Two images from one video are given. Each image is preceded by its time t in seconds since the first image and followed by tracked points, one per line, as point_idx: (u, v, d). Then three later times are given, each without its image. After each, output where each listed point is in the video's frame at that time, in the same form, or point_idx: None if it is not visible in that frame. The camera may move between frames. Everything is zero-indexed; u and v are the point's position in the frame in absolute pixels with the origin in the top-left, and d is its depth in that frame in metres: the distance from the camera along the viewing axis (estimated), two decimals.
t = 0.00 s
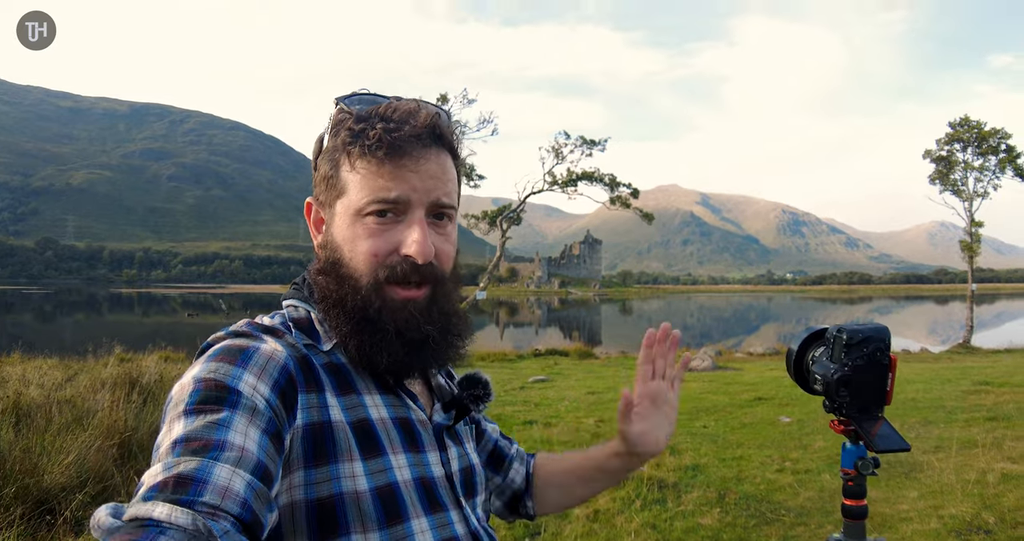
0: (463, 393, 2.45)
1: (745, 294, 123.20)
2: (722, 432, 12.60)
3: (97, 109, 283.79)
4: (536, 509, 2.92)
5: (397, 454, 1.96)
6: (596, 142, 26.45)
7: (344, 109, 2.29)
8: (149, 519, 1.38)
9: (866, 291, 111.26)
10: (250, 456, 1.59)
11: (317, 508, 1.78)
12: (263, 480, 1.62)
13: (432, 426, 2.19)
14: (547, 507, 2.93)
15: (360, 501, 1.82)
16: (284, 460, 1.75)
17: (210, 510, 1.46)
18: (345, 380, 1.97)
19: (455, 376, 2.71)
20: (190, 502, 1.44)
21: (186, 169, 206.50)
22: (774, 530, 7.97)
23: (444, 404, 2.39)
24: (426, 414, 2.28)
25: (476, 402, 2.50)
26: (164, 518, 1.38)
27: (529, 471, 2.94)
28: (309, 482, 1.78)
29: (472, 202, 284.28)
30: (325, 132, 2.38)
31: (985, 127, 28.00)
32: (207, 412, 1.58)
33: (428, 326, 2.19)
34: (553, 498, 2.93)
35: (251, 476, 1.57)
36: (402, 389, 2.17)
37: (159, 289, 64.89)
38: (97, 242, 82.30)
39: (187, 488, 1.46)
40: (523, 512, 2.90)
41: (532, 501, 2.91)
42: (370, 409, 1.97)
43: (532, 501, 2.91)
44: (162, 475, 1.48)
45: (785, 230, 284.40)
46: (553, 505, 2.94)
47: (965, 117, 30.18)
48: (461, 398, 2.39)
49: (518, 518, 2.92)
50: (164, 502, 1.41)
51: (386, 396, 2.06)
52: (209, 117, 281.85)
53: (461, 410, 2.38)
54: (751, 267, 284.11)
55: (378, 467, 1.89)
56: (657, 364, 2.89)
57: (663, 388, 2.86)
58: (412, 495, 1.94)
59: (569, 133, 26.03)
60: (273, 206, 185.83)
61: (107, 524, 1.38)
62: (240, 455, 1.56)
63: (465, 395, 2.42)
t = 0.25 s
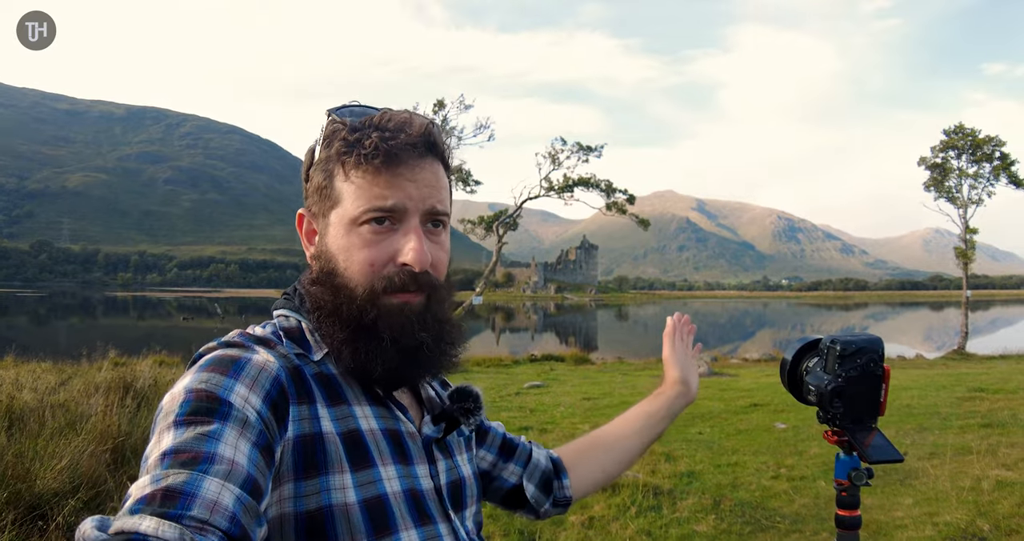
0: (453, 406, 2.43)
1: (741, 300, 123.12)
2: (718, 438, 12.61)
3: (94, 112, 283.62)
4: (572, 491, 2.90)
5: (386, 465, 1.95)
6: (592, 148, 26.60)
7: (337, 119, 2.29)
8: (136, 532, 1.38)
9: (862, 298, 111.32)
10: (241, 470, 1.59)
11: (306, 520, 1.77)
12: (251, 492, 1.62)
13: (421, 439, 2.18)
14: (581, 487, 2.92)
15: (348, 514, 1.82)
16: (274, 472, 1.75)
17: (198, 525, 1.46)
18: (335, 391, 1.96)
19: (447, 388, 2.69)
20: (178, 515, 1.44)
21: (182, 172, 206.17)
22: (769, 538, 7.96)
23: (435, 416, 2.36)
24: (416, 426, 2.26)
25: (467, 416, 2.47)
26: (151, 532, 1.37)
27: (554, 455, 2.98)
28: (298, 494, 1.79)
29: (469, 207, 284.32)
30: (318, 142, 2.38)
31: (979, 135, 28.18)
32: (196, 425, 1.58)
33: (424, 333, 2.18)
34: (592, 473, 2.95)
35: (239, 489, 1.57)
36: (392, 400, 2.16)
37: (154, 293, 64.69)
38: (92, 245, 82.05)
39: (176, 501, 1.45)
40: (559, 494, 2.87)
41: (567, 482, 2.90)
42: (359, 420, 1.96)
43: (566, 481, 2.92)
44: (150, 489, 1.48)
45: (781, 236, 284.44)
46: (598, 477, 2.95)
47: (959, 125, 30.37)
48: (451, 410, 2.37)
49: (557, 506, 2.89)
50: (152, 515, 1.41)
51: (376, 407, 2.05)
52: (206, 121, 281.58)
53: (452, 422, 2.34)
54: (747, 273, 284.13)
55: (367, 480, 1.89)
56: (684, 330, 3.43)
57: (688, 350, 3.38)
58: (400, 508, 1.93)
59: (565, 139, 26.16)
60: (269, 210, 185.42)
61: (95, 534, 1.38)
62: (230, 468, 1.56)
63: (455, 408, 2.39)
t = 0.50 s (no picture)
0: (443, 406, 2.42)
1: (738, 302, 123.08)
2: (714, 439, 12.62)
3: (91, 112, 283.35)
4: (581, 478, 2.90)
5: (374, 462, 1.96)
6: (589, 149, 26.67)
7: (333, 121, 2.29)
8: (123, 523, 1.38)
9: (859, 300, 111.33)
10: (230, 463, 1.60)
11: (294, 513, 1.78)
12: (240, 487, 1.62)
13: (408, 437, 2.18)
14: (589, 478, 2.91)
15: (336, 507, 1.83)
16: (264, 465, 1.75)
17: (186, 517, 1.46)
18: (326, 386, 1.96)
19: (436, 388, 2.68)
20: (167, 506, 1.44)
21: (179, 173, 205.94)
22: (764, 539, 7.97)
23: (422, 416, 2.35)
24: (403, 425, 2.26)
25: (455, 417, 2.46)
26: (140, 520, 1.38)
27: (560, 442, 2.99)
28: (287, 488, 1.79)
29: (467, 208, 284.29)
30: (315, 143, 2.38)
31: (975, 137, 28.27)
32: (187, 417, 1.58)
33: (416, 334, 2.18)
34: (604, 463, 2.94)
35: (228, 482, 1.58)
36: (381, 398, 2.15)
37: (151, 294, 64.57)
38: (89, 246, 81.93)
39: (165, 491, 1.46)
40: (566, 480, 2.89)
41: (575, 468, 2.91)
42: (349, 416, 1.96)
43: (575, 467, 2.92)
44: (138, 478, 1.48)
45: (779, 238, 284.48)
46: (608, 469, 2.94)
47: (956, 127, 30.45)
48: (441, 412, 2.36)
49: (565, 491, 2.91)
50: (139, 506, 1.40)
51: (365, 404, 2.05)
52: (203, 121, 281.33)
53: (440, 423, 2.34)
54: (744, 275, 284.15)
55: (355, 474, 1.90)
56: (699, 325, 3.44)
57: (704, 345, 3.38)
58: (386, 504, 1.93)
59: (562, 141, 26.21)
60: (266, 211, 185.08)
61: (82, 524, 1.38)
62: (219, 462, 1.57)
63: (445, 408, 2.38)
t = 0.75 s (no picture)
0: (436, 413, 2.38)
1: (736, 302, 123.08)
2: (713, 440, 12.60)
3: (89, 113, 283.71)
4: (572, 492, 2.90)
5: (366, 465, 1.94)
6: (587, 150, 26.72)
7: (317, 125, 2.29)
8: (114, 528, 1.36)
9: (857, 301, 111.45)
10: (223, 467, 1.59)
11: (285, 517, 1.77)
12: (234, 491, 1.61)
13: (401, 442, 2.16)
14: (579, 490, 2.93)
15: (327, 511, 1.81)
16: (256, 470, 1.74)
17: (178, 521, 1.45)
18: (317, 387, 1.95)
19: (431, 394, 2.65)
20: (158, 511, 1.42)
21: (177, 174, 205.67)
22: None
23: (415, 423, 2.32)
24: (397, 429, 2.24)
25: (450, 423, 2.42)
26: (129, 526, 1.36)
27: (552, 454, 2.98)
28: (279, 493, 1.78)
29: (465, 209, 284.35)
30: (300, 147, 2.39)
31: (972, 138, 28.31)
32: (180, 420, 1.57)
33: (405, 334, 2.17)
34: (595, 475, 2.95)
35: (222, 487, 1.57)
36: (373, 402, 2.14)
37: (149, 295, 64.43)
38: (87, 247, 81.85)
39: (158, 497, 1.44)
40: (555, 496, 2.88)
41: (564, 484, 2.91)
42: (341, 418, 1.95)
43: (564, 483, 2.92)
44: (130, 482, 1.47)
45: (777, 239, 284.46)
46: (600, 477, 2.95)
47: (953, 128, 30.50)
48: (433, 418, 2.33)
49: (554, 506, 2.90)
50: (131, 510, 1.39)
51: (358, 407, 2.03)
52: (201, 122, 281.21)
53: (434, 428, 2.32)
54: (742, 275, 284.15)
55: (348, 476, 1.88)
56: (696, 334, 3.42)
57: (699, 356, 3.37)
58: (379, 508, 1.91)
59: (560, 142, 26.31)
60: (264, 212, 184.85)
61: (73, 528, 1.36)
62: (213, 465, 1.56)
63: (439, 414, 2.36)
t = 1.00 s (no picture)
0: (438, 416, 2.38)
1: (736, 302, 123.11)
2: (713, 441, 12.61)
3: (88, 113, 283.86)
4: (571, 498, 2.89)
5: (368, 469, 1.94)
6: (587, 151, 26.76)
7: (312, 127, 2.30)
8: (118, 536, 1.37)
9: (857, 301, 111.59)
10: (226, 474, 1.60)
11: (288, 523, 1.77)
12: (236, 497, 1.61)
13: (404, 445, 2.15)
14: (577, 494, 2.92)
15: (330, 516, 1.80)
16: (259, 475, 1.74)
17: (183, 527, 1.46)
18: (319, 393, 1.95)
19: (434, 397, 2.65)
20: (162, 519, 1.43)
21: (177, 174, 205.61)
22: None
23: (418, 426, 2.33)
24: (399, 432, 2.24)
25: (452, 425, 2.41)
26: (134, 533, 1.37)
27: (551, 460, 2.98)
28: (282, 499, 1.78)
29: (464, 209, 284.39)
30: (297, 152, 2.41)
31: (972, 138, 28.32)
32: (184, 426, 1.58)
33: (401, 335, 2.17)
34: (595, 480, 2.93)
35: (224, 493, 1.57)
36: (375, 405, 2.14)
37: (149, 295, 64.36)
38: (86, 248, 81.84)
39: (161, 504, 1.45)
40: (553, 502, 2.88)
41: (563, 490, 2.90)
42: (343, 423, 1.95)
43: (563, 489, 2.91)
44: (135, 489, 1.48)
45: (776, 239, 284.40)
46: (600, 482, 2.93)
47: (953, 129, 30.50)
48: (436, 421, 2.32)
49: (552, 513, 2.90)
50: (135, 519, 1.40)
51: (359, 409, 2.04)
52: (201, 122, 281.30)
53: (436, 431, 2.32)
54: (741, 276, 284.10)
55: (351, 480, 1.88)
56: (703, 341, 3.39)
57: (703, 361, 3.33)
58: (382, 512, 1.91)
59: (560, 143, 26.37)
60: (263, 212, 184.77)
61: (75, 537, 1.36)
62: (215, 472, 1.56)
63: (439, 416, 2.36)
